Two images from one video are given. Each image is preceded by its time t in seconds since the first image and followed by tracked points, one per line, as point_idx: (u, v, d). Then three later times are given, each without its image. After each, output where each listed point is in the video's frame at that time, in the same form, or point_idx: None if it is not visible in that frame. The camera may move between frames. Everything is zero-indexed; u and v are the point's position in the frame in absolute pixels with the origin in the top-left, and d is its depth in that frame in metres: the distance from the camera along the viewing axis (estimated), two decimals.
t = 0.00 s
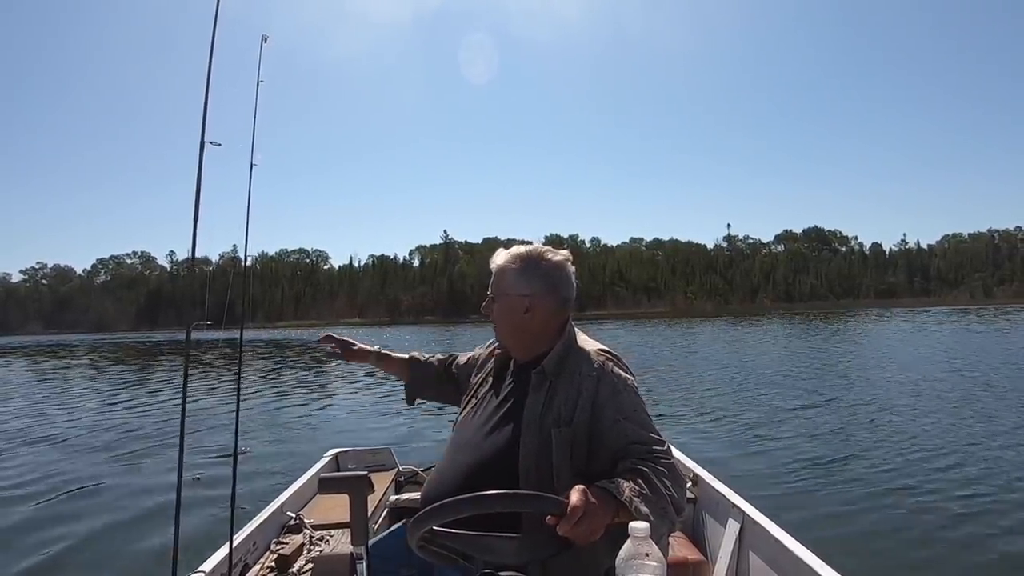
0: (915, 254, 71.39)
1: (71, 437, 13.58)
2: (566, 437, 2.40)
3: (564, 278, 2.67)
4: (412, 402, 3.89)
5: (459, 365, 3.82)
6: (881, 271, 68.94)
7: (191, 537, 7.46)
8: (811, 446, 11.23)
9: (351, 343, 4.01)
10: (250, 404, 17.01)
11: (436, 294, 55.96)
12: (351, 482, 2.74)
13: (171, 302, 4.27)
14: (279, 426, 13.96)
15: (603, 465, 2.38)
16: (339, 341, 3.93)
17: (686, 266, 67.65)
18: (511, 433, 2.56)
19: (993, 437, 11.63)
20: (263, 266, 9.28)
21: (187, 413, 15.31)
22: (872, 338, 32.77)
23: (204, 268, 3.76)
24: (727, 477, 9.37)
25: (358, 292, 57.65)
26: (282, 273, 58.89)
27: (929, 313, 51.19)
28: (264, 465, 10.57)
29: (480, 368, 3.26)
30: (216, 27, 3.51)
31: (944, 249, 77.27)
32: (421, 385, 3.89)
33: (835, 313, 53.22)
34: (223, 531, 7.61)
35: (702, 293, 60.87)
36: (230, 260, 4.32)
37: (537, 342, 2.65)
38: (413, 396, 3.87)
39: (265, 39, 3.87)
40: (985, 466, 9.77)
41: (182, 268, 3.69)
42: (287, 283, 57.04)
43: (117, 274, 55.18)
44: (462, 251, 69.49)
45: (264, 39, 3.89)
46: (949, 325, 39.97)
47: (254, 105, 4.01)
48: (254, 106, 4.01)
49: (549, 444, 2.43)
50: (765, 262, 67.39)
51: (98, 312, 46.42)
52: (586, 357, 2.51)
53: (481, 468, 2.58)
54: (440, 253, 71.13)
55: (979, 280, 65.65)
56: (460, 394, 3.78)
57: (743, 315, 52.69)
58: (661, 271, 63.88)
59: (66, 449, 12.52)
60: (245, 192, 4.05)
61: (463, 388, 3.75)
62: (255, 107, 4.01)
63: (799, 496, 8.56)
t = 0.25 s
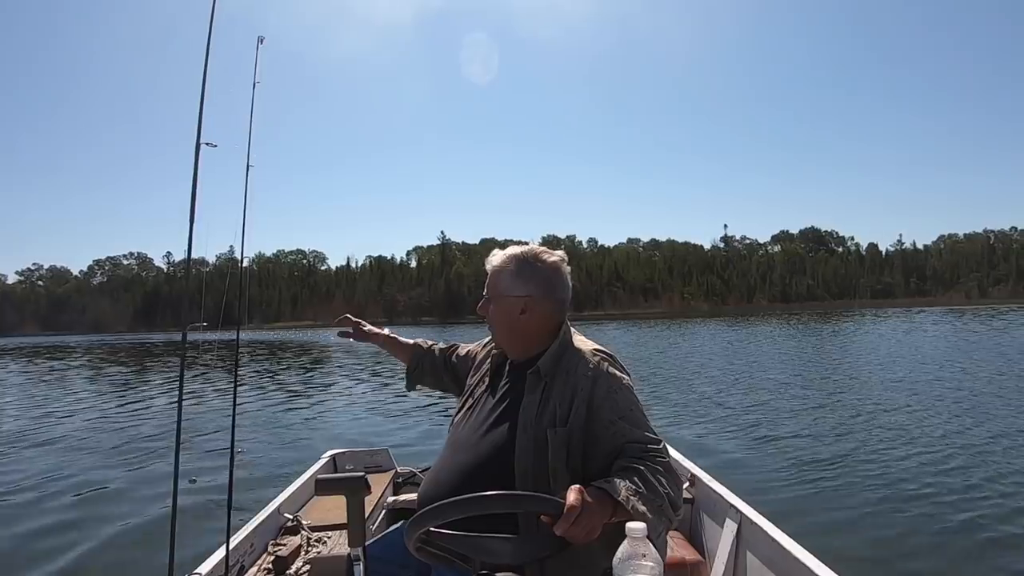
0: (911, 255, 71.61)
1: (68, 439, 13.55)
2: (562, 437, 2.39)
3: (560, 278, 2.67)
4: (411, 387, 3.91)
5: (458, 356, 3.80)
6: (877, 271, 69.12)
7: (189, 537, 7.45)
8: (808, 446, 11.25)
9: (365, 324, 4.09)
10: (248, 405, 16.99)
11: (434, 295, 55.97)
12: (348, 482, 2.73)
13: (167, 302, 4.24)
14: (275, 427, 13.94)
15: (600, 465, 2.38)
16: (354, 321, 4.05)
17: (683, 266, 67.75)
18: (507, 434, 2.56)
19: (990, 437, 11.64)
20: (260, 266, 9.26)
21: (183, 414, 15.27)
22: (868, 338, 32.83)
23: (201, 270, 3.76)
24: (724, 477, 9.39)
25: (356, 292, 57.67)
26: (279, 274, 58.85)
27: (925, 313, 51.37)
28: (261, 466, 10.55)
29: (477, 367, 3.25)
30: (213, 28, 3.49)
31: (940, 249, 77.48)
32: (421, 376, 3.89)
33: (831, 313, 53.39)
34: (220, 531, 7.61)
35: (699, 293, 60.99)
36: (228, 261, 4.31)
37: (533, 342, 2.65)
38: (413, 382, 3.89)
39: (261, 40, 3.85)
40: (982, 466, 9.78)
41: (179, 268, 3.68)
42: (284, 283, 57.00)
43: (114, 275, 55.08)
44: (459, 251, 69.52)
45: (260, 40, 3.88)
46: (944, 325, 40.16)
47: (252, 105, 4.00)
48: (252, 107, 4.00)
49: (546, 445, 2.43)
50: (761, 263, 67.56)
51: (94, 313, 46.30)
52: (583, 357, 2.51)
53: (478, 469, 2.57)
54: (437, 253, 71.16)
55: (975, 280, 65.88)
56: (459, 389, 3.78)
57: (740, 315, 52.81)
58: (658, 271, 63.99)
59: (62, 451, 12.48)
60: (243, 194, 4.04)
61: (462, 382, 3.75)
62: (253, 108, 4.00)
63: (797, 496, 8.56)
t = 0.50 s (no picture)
0: (908, 256, 71.79)
1: (65, 441, 13.53)
2: (562, 437, 2.39)
3: (560, 278, 2.67)
4: (412, 384, 3.91)
5: (458, 354, 3.80)
6: (873, 272, 69.30)
7: (187, 540, 7.45)
8: (806, 446, 11.27)
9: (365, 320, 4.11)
10: (246, 406, 16.98)
11: (431, 296, 55.99)
12: (346, 483, 2.73)
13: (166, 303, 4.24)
14: (272, 428, 13.92)
15: (600, 465, 2.38)
16: (355, 317, 4.07)
17: (680, 267, 67.84)
18: (506, 433, 2.56)
19: (987, 438, 11.66)
20: (257, 268, 9.22)
21: (180, 416, 15.25)
22: (865, 338, 32.89)
23: (199, 270, 3.75)
24: (722, 478, 9.41)
25: (353, 293, 57.65)
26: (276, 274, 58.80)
27: (922, 314, 51.52)
28: (259, 468, 10.55)
29: (476, 368, 3.25)
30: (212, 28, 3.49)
31: (936, 251, 77.69)
32: (422, 373, 3.89)
33: (828, 313, 53.51)
34: (218, 534, 7.60)
35: (696, 294, 61.07)
36: (226, 262, 4.30)
37: (533, 342, 2.66)
38: (414, 379, 3.89)
39: (259, 41, 3.83)
40: (979, 466, 9.81)
41: (177, 269, 3.68)
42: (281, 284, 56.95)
43: (110, 276, 54.95)
44: (457, 252, 69.54)
45: (258, 41, 3.86)
46: (940, 325, 40.27)
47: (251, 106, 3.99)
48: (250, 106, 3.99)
49: (545, 447, 2.43)
50: (758, 264, 67.67)
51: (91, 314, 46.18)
52: (582, 358, 2.51)
53: (478, 468, 2.57)
54: (434, 254, 71.18)
55: (970, 280, 66.10)
56: (459, 387, 3.78)
57: (737, 316, 52.90)
58: (655, 272, 64.06)
59: (58, 453, 12.42)
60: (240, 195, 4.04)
61: (462, 381, 3.75)
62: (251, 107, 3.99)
63: (796, 496, 8.57)
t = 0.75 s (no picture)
0: (904, 257, 71.89)
1: (61, 443, 13.49)
2: (560, 439, 2.40)
3: (560, 280, 2.67)
4: (409, 386, 3.91)
5: (456, 356, 3.80)
6: (869, 274, 69.37)
7: (183, 542, 7.43)
8: (803, 448, 11.27)
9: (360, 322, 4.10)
10: (243, 409, 16.95)
11: (428, 298, 55.91)
12: (344, 486, 2.72)
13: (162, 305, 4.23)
14: (269, 430, 13.89)
15: (598, 467, 2.38)
16: (350, 320, 4.06)
17: (677, 268, 67.82)
18: (506, 435, 2.56)
19: (984, 439, 11.66)
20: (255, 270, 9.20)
21: (177, 418, 15.21)
22: (862, 340, 32.89)
23: (197, 272, 3.75)
24: (720, 480, 9.40)
25: (350, 295, 57.54)
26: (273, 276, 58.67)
27: (918, 316, 51.55)
28: (255, 470, 10.53)
29: (476, 370, 3.25)
30: (211, 29, 3.48)
31: (932, 252, 77.80)
32: (419, 375, 3.90)
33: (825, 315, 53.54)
34: (215, 536, 7.58)
35: (694, 296, 61.06)
36: (223, 264, 4.31)
37: (533, 343, 2.66)
38: (411, 381, 3.89)
39: (257, 42, 3.84)
40: (976, 467, 9.83)
41: (174, 270, 3.68)
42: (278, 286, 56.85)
43: (106, 278, 54.76)
44: (454, 254, 69.47)
45: (256, 43, 3.86)
46: (937, 327, 40.29)
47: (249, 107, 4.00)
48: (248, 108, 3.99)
49: (544, 450, 2.43)
50: (755, 265, 67.69)
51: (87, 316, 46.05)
52: (582, 361, 2.51)
53: (477, 471, 2.57)
54: (431, 256, 71.11)
55: (966, 282, 66.21)
56: (458, 389, 3.78)
57: (734, 318, 52.89)
58: (652, 274, 64.06)
59: (54, 456, 12.38)
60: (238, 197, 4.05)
61: (460, 383, 3.75)
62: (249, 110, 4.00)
63: (793, 498, 8.57)
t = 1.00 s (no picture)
0: (899, 260, 72.15)
1: (55, 445, 13.45)
2: (556, 442, 2.39)
3: (557, 283, 2.66)
4: (405, 391, 3.89)
5: (452, 359, 3.79)
6: (865, 277, 69.59)
7: (176, 544, 7.41)
8: (800, 451, 11.27)
9: (353, 327, 4.08)
10: (238, 411, 16.91)
11: (425, 300, 55.93)
12: (339, 488, 2.70)
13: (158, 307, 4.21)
14: (265, 433, 13.87)
15: (594, 470, 2.38)
16: (343, 325, 4.02)
17: (674, 271, 67.94)
18: (501, 437, 2.56)
19: (980, 442, 11.68)
20: (251, 272, 9.18)
21: (173, 420, 15.17)
22: (858, 343, 32.93)
23: (192, 273, 3.74)
24: (715, 483, 9.41)
25: (347, 297, 57.52)
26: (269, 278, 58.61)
27: (913, 319, 51.72)
28: (251, 472, 10.51)
29: (471, 373, 3.24)
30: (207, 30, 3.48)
31: (927, 255, 78.11)
32: (415, 379, 3.88)
33: (820, 318, 53.70)
34: (210, 539, 7.55)
35: (690, 299, 61.19)
36: (219, 266, 4.30)
37: (528, 346, 2.66)
38: (407, 385, 3.87)
39: (253, 45, 3.84)
40: (971, 471, 9.84)
41: (169, 272, 3.66)
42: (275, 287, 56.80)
43: (102, 279, 54.62)
44: (451, 256, 69.51)
45: (252, 45, 3.86)
46: (932, 330, 40.39)
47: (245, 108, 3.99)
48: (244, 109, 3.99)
49: (539, 452, 2.43)
50: (752, 268, 67.85)
51: (82, 317, 45.92)
52: (577, 363, 2.51)
53: (472, 474, 2.57)
54: (428, 258, 71.16)
55: (961, 285, 66.47)
56: (454, 393, 3.76)
57: (730, 320, 53.00)
58: (648, 276, 64.19)
59: (48, 458, 12.33)
60: (234, 199, 4.04)
61: (456, 387, 3.74)
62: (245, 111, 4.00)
63: (789, 501, 8.57)
